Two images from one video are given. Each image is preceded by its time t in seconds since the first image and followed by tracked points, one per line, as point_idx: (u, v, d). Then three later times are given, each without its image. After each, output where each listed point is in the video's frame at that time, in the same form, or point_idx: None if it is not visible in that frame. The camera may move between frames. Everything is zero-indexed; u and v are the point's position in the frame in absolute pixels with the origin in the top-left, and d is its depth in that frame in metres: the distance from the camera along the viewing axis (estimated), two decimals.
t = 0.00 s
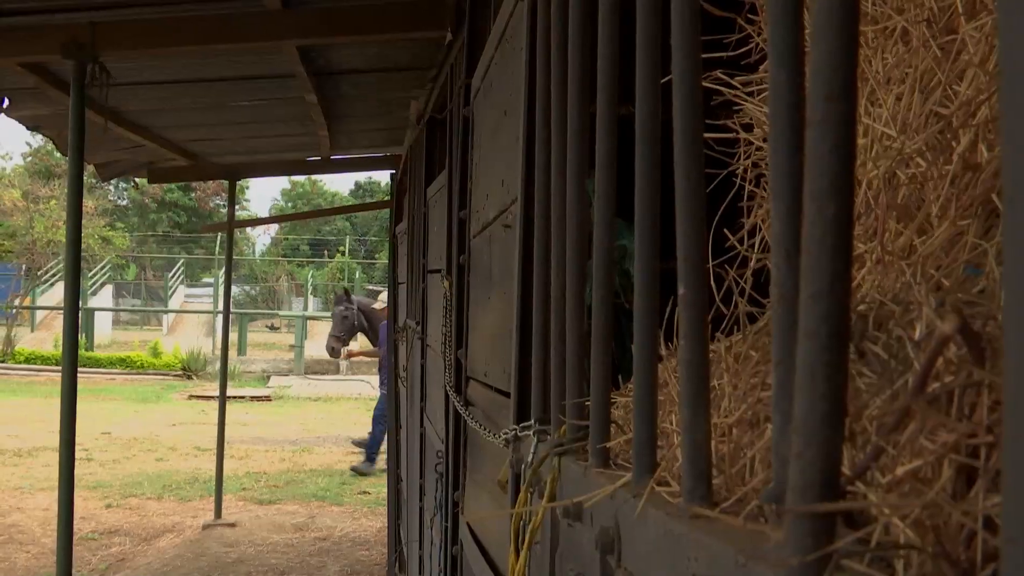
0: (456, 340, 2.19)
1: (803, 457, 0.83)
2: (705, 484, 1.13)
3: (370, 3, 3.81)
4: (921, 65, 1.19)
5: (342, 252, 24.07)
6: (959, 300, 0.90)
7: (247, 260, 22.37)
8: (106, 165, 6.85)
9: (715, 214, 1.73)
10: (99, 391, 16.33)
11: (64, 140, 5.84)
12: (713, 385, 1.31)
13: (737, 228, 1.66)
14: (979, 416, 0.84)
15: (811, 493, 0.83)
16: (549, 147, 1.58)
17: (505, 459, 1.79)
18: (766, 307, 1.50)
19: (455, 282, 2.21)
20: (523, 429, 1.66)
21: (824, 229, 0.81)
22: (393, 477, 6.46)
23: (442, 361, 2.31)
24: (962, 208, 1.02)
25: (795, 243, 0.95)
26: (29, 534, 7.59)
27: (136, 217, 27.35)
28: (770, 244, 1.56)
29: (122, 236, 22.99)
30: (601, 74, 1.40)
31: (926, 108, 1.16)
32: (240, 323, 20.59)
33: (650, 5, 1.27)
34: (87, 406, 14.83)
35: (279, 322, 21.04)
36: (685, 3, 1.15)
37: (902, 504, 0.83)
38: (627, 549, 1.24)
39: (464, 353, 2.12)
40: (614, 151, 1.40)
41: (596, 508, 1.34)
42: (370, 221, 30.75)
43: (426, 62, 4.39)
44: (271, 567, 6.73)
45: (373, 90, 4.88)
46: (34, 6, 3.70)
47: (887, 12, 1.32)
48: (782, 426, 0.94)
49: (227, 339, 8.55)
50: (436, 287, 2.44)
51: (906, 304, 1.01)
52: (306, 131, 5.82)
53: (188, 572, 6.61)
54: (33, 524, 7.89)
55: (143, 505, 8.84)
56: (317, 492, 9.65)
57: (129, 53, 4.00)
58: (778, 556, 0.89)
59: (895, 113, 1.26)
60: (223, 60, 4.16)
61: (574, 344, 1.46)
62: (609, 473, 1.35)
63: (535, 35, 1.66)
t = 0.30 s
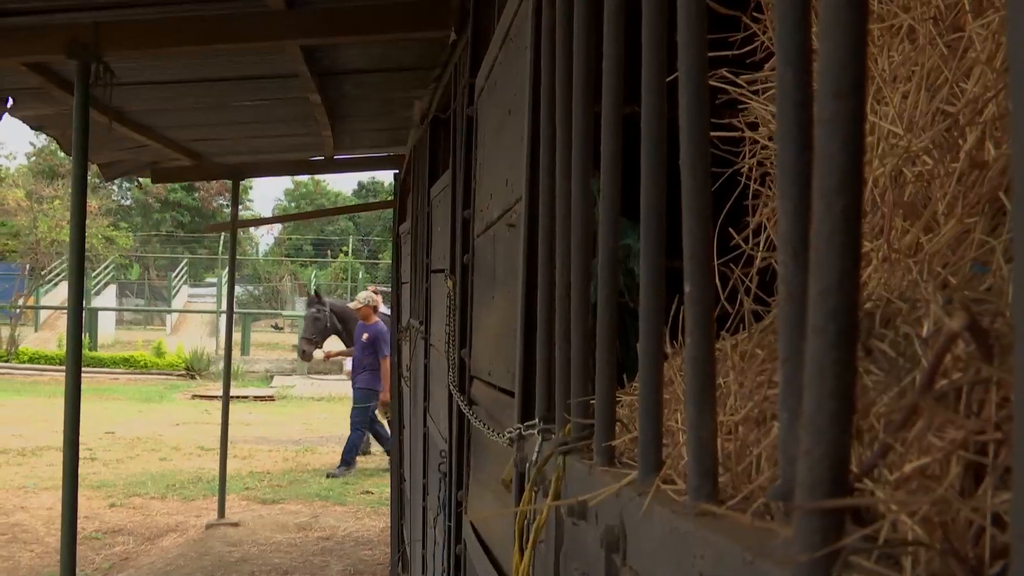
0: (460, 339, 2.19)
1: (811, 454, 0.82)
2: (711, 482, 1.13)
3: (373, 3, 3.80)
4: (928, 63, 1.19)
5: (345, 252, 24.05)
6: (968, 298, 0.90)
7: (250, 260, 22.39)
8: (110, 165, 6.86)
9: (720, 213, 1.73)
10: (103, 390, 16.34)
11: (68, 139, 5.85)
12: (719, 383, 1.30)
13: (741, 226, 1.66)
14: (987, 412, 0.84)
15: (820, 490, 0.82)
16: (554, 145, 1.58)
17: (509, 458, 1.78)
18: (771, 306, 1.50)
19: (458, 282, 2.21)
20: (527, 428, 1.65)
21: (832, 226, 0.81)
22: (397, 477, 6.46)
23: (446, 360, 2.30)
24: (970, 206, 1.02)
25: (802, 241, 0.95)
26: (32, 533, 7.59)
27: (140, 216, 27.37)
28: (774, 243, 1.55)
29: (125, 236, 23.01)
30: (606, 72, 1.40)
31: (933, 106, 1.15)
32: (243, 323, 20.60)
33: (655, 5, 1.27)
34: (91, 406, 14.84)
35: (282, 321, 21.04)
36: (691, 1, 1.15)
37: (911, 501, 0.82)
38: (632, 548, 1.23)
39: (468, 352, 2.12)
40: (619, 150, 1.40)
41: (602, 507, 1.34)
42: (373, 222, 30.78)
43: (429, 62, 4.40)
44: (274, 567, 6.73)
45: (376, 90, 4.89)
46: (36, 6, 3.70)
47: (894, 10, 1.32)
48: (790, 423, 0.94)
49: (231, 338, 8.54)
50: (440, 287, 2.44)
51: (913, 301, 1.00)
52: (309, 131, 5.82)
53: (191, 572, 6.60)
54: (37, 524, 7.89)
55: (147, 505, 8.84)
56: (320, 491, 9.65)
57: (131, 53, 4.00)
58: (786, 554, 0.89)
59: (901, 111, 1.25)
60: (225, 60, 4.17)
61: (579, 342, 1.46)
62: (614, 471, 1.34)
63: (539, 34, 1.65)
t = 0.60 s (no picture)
0: (467, 336, 2.19)
1: (827, 447, 0.83)
2: (723, 478, 1.13)
3: None
4: (939, 57, 1.18)
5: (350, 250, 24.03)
6: (982, 291, 0.90)
7: (256, 258, 22.43)
8: (116, 163, 6.85)
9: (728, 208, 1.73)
10: (110, 389, 16.35)
11: (75, 138, 5.86)
12: (731, 378, 1.30)
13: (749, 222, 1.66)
14: (1005, 405, 0.84)
15: (836, 483, 0.82)
16: (563, 140, 1.58)
17: (517, 454, 1.78)
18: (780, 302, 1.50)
19: (465, 278, 2.21)
20: (535, 425, 1.65)
21: (848, 217, 0.81)
22: (404, 474, 6.46)
23: (453, 357, 2.30)
24: (981, 200, 1.02)
25: (816, 234, 0.94)
26: (38, 531, 7.60)
27: (146, 214, 27.39)
28: (783, 237, 1.55)
29: (132, 234, 23.00)
30: (615, 69, 1.40)
31: (944, 100, 1.15)
32: (249, 321, 20.60)
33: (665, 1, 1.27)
34: (98, 404, 14.83)
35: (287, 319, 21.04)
36: None
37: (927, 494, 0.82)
38: (643, 543, 1.23)
39: (474, 349, 2.12)
40: (628, 146, 1.39)
41: (611, 502, 1.33)
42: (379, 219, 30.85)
43: (435, 60, 4.40)
44: (281, 565, 6.74)
45: (382, 88, 4.89)
46: (42, 4, 3.70)
47: (905, 4, 1.32)
48: (804, 417, 0.94)
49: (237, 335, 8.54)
50: (446, 284, 2.43)
51: (926, 295, 1.00)
52: (315, 129, 5.82)
53: (198, 569, 6.61)
54: (44, 521, 7.89)
55: (154, 502, 8.84)
56: (327, 488, 9.65)
57: (136, 52, 4.00)
58: (801, 548, 0.89)
59: (912, 105, 1.25)
60: (228, 58, 4.17)
61: (588, 338, 1.46)
62: (624, 467, 1.34)
63: (547, 30, 1.65)
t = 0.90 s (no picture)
0: (479, 335, 2.19)
1: (851, 444, 0.82)
2: (741, 475, 1.12)
3: None
4: (956, 52, 1.18)
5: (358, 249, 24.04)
6: (1004, 288, 0.89)
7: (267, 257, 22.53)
8: (127, 162, 6.87)
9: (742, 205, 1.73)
10: (121, 387, 16.39)
11: (88, 137, 5.87)
12: (747, 375, 1.30)
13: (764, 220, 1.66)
14: None
15: (861, 478, 0.82)
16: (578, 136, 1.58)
17: (531, 453, 1.78)
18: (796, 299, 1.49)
19: (477, 277, 2.20)
20: (550, 423, 1.65)
21: (871, 212, 0.80)
22: (415, 472, 6.47)
23: (465, 355, 2.30)
24: (1000, 195, 1.02)
25: (837, 229, 0.94)
26: (50, 530, 7.61)
27: (157, 214, 27.43)
28: (798, 234, 1.54)
29: (143, 233, 23.06)
30: (629, 66, 1.40)
31: (962, 96, 1.15)
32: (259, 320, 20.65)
33: None
34: (109, 403, 14.88)
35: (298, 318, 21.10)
36: None
37: (953, 490, 0.81)
38: (662, 538, 1.23)
39: (487, 346, 2.13)
40: (643, 143, 1.39)
41: (627, 500, 1.33)
42: (389, 218, 30.90)
43: (445, 58, 4.40)
44: (293, 564, 6.75)
45: (391, 87, 4.89)
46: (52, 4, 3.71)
47: None
48: (825, 413, 0.94)
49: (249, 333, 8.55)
50: (458, 282, 2.43)
51: (946, 292, 1.00)
52: (326, 128, 5.82)
53: (209, 569, 6.61)
54: (56, 520, 7.92)
55: (165, 501, 8.86)
56: (338, 487, 9.66)
57: (141, 52, 4.01)
58: (824, 545, 0.89)
59: (928, 101, 1.24)
60: (231, 58, 4.17)
61: (603, 336, 1.46)
62: (640, 464, 1.34)
63: (560, 28, 1.65)
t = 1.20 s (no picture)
0: (497, 333, 2.19)
1: (889, 438, 0.82)
2: (770, 471, 1.12)
3: None
4: (983, 47, 1.17)
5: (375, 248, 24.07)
6: None
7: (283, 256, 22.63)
8: (145, 161, 6.90)
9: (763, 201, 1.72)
10: (139, 387, 16.47)
11: (106, 135, 5.88)
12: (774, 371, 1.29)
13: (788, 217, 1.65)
14: None
15: (900, 473, 0.81)
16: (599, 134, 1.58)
17: (552, 450, 1.78)
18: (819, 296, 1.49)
19: (495, 275, 2.20)
20: (571, 420, 1.65)
21: (907, 207, 0.80)
22: (433, 471, 6.48)
23: (483, 353, 2.30)
24: None
25: (869, 225, 0.94)
26: (71, 528, 7.64)
27: (172, 213, 27.54)
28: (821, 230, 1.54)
29: (159, 232, 23.16)
30: (652, 63, 1.39)
31: (990, 92, 1.14)
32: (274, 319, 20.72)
33: None
34: (127, 401, 14.95)
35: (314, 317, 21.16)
36: None
37: (988, 486, 0.81)
38: (688, 535, 1.23)
39: (506, 344, 2.12)
40: (667, 140, 1.39)
41: (653, 497, 1.33)
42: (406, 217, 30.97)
43: (461, 55, 4.40)
44: (310, 562, 6.77)
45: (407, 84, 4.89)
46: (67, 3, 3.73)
47: None
48: (857, 408, 0.93)
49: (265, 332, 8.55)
50: (475, 281, 2.43)
51: (978, 288, 0.99)
52: (343, 126, 5.82)
53: (227, 567, 6.62)
54: (75, 518, 7.94)
55: (183, 499, 8.89)
56: (356, 485, 9.68)
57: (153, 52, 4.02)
58: (857, 542, 0.89)
59: (955, 96, 1.23)
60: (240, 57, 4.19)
61: (626, 333, 1.46)
62: (665, 461, 1.34)
63: (581, 25, 1.65)
